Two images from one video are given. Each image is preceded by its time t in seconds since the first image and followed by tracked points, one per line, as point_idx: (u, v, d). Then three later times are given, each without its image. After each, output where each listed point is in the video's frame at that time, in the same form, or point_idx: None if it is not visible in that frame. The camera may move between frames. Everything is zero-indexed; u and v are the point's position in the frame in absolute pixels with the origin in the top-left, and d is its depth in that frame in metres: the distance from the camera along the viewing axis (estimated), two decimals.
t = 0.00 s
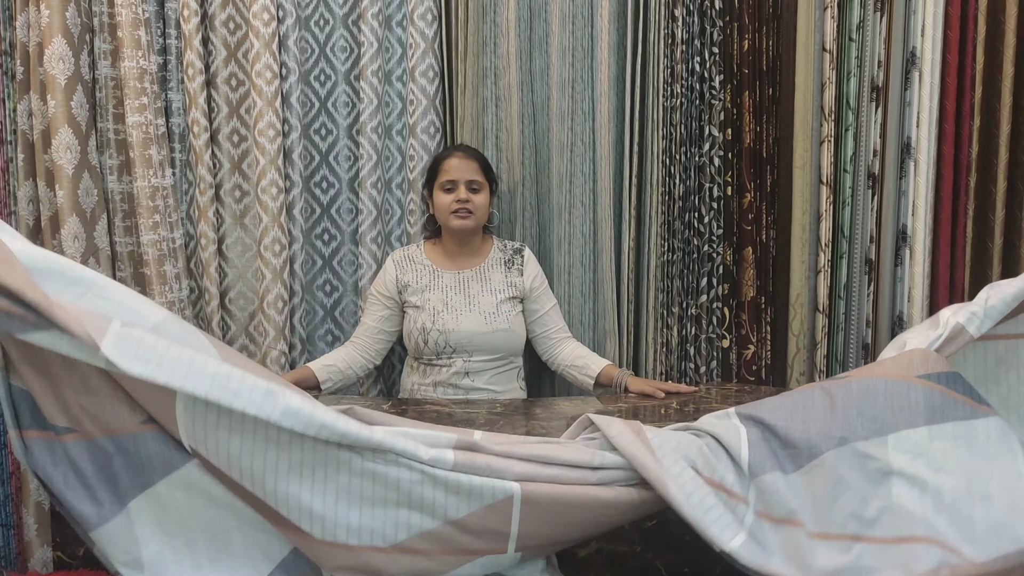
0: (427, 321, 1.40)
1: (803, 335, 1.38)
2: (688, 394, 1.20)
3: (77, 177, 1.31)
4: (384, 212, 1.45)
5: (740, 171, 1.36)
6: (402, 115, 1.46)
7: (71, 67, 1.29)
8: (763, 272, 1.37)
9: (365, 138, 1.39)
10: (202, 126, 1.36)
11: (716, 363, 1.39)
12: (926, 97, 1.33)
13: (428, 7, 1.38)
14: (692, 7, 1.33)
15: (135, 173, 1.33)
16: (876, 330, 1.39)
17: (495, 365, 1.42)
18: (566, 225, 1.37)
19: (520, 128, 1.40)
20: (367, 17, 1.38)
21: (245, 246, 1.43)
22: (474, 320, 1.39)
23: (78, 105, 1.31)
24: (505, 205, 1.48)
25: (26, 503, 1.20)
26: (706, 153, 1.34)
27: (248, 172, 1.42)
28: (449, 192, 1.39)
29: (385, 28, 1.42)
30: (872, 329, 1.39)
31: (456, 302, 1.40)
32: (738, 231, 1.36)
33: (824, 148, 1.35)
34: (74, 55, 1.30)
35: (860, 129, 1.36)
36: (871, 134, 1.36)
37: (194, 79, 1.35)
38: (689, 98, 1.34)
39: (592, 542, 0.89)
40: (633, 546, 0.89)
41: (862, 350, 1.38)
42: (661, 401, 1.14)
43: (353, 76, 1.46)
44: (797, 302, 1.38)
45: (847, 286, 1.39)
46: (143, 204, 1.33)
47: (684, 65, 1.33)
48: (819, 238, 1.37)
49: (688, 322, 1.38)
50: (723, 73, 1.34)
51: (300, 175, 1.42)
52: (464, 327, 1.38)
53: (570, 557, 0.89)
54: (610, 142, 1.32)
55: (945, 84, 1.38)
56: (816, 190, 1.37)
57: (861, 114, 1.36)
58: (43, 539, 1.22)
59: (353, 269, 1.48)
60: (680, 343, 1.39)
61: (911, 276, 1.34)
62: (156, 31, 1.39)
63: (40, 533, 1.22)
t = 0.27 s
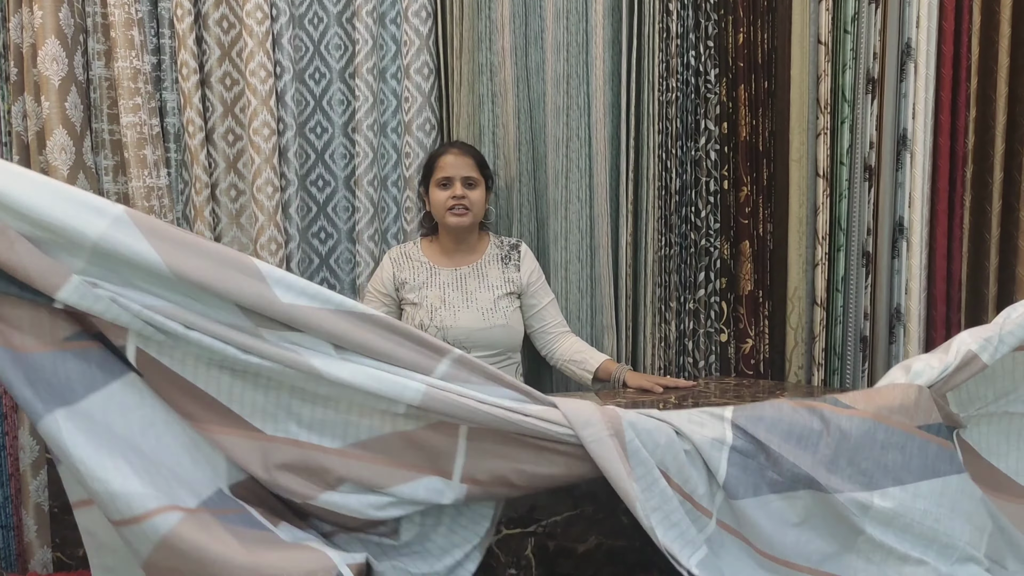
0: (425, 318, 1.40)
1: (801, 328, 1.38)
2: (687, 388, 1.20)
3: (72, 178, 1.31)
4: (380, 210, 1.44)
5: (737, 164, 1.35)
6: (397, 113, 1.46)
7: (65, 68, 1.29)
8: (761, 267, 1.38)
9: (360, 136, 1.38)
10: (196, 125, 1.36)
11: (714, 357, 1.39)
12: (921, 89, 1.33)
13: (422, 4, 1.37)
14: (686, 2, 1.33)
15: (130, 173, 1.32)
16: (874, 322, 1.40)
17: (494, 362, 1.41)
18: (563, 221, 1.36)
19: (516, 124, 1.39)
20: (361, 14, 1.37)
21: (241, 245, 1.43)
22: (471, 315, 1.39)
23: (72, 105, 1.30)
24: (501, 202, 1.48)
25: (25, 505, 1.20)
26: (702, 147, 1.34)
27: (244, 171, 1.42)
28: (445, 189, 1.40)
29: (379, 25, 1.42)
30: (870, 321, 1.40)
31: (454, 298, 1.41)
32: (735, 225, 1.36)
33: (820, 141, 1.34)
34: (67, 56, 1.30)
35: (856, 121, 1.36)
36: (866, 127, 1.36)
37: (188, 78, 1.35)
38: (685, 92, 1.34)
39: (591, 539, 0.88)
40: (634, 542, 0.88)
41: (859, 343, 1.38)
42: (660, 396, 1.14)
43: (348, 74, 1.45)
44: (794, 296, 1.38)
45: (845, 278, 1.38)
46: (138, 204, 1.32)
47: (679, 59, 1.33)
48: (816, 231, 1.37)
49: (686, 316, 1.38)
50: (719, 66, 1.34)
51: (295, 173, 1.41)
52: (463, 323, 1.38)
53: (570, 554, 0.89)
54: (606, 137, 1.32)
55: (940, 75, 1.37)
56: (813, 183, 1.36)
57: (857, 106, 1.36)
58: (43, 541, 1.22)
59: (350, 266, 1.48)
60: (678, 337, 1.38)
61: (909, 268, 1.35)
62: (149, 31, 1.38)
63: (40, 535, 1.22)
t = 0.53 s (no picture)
0: (421, 313, 1.40)
1: (798, 321, 1.39)
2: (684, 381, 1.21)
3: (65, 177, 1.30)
4: (375, 206, 1.43)
5: (733, 157, 1.35)
6: (392, 108, 1.44)
7: (57, 66, 1.28)
8: (756, 258, 1.37)
9: (354, 132, 1.38)
10: (190, 123, 1.35)
11: (711, 350, 1.39)
12: (916, 79, 1.33)
13: None
14: None
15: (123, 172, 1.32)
16: (869, 313, 1.40)
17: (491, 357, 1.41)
18: (558, 215, 1.36)
19: (509, 118, 1.39)
20: (354, 10, 1.37)
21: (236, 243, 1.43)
22: (467, 311, 1.39)
23: (65, 103, 1.30)
24: (496, 197, 1.48)
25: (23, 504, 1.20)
26: (697, 140, 1.34)
27: (238, 168, 1.41)
28: (438, 183, 1.40)
29: (372, 21, 1.41)
30: (866, 313, 1.40)
31: (450, 293, 1.41)
32: (731, 218, 1.36)
33: (815, 132, 1.34)
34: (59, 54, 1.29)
35: (851, 112, 1.35)
36: (861, 118, 1.35)
37: (181, 75, 1.34)
38: (679, 85, 1.33)
39: (588, 532, 0.89)
40: (630, 534, 0.89)
41: (858, 334, 1.39)
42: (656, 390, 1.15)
43: (341, 70, 1.45)
44: (791, 288, 1.38)
45: (841, 270, 1.38)
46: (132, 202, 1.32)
47: (673, 51, 1.32)
48: (812, 223, 1.36)
49: (682, 309, 1.38)
50: (712, 59, 1.33)
51: (289, 170, 1.40)
52: (459, 318, 1.38)
53: (568, 548, 0.90)
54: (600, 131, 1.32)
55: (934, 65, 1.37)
56: (808, 175, 1.35)
57: (852, 97, 1.35)
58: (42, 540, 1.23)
59: (346, 263, 1.48)
60: (674, 331, 1.38)
61: (904, 259, 1.35)
62: (142, 28, 1.37)
63: (39, 534, 1.23)
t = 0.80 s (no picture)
0: (419, 309, 1.40)
1: (796, 316, 1.39)
2: (681, 376, 1.21)
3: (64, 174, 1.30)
4: (373, 201, 1.43)
5: (731, 153, 1.35)
6: (389, 104, 1.45)
7: (55, 62, 1.28)
8: (754, 255, 1.38)
9: (352, 128, 1.38)
10: (189, 119, 1.35)
11: (709, 345, 1.40)
12: (914, 75, 1.33)
13: None
14: None
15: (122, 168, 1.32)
16: (866, 309, 1.39)
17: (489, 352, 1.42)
18: (556, 211, 1.36)
19: (507, 115, 1.39)
20: (353, 6, 1.36)
21: (235, 239, 1.43)
22: (465, 306, 1.39)
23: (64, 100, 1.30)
24: (494, 193, 1.49)
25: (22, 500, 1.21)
26: (696, 136, 1.35)
27: (236, 164, 1.41)
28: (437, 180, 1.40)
29: (370, 17, 1.41)
30: (864, 308, 1.40)
31: (448, 289, 1.41)
32: (729, 213, 1.36)
33: (813, 128, 1.34)
34: (58, 50, 1.29)
35: (849, 108, 1.35)
36: (859, 113, 1.35)
37: (180, 71, 1.34)
38: (677, 81, 1.34)
39: (586, 525, 0.82)
40: (627, 528, 0.82)
41: (853, 331, 1.39)
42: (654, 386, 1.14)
43: (340, 66, 1.44)
44: (789, 283, 1.38)
45: (839, 265, 1.38)
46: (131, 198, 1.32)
47: (671, 48, 1.32)
48: (809, 219, 1.36)
49: (681, 305, 1.38)
50: (710, 55, 1.34)
51: (288, 166, 1.40)
52: (457, 314, 1.38)
53: (566, 541, 0.82)
54: (598, 127, 1.32)
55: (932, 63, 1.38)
56: (806, 171, 1.36)
57: (850, 93, 1.35)
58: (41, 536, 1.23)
59: (344, 258, 1.48)
60: (672, 327, 1.39)
61: (902, 255, 1.35)
62: (140, 24, 1.37)
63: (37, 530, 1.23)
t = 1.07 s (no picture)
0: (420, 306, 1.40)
1: (796, 315, 1.38)
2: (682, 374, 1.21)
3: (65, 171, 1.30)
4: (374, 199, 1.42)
5: (732, 152, 1.35)
6: (392, 103, 1.44)
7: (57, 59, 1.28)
8: (754, 254, 1.38)
9: (354, 125, 1.38)
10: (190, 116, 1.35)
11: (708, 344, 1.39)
12: (913, 76, 1.35)
13: None
14: None
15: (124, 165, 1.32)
16: (866, 307, 1.41)
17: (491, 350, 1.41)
18: (558, 210, 1.37)
19: (508, 113, 1.40)
20: (354, 3, 1.36)
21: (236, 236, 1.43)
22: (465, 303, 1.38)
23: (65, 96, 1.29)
24: (496, 190, 1.50)
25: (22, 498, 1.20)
26: (697, 135, 1.34)
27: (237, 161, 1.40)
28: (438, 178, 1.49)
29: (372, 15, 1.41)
30: (863, 307, 1.41)
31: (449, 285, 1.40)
32: (729, 213, 1.35)
33: (813, 128, 1.34)
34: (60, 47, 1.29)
35: (849, 108, 1.36)
36: (858, 113, 1.36)
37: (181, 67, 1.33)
38: (677, 81, 1.33)
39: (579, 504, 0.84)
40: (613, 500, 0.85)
41: (853, 329, 1.39)
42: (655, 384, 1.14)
43: (341, 64, 1.45)
44: (788, 282, 1.38)
45: (839, 264, 1.39)
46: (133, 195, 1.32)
47: (672, 47, 1.32)
48: (809, 219, 1.36)
49: (681, 303, 1.38)
50: (711, 55, 1.32)
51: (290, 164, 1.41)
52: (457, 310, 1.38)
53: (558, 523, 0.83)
54: (598, 125, 1.32)
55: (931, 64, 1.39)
56: (806, 170, 1.36)
57: (850, 93, 1.36)
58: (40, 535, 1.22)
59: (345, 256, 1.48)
60: (672, 325, 1.39)
61: (901, 254, 1.37)
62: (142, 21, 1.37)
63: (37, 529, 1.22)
